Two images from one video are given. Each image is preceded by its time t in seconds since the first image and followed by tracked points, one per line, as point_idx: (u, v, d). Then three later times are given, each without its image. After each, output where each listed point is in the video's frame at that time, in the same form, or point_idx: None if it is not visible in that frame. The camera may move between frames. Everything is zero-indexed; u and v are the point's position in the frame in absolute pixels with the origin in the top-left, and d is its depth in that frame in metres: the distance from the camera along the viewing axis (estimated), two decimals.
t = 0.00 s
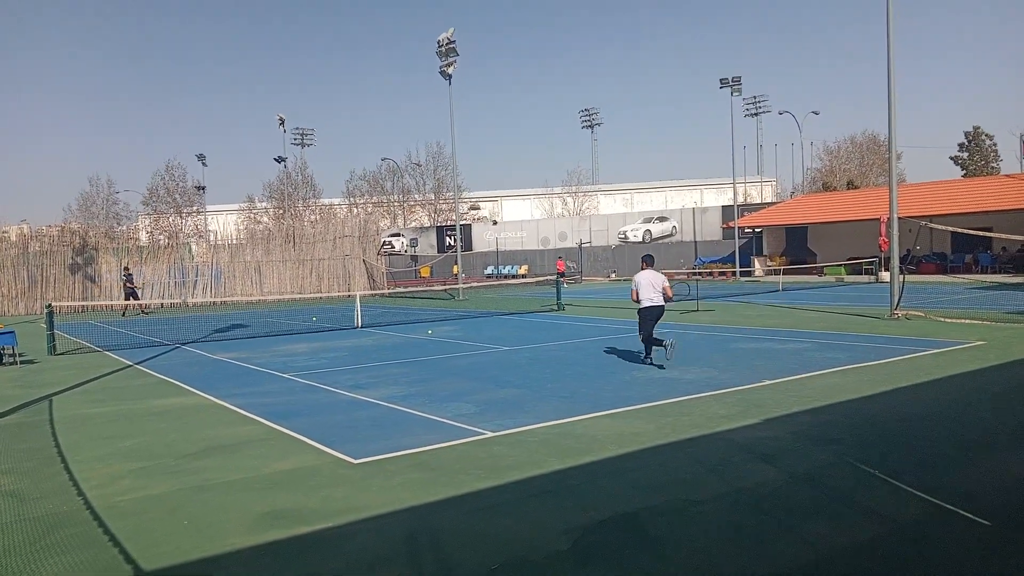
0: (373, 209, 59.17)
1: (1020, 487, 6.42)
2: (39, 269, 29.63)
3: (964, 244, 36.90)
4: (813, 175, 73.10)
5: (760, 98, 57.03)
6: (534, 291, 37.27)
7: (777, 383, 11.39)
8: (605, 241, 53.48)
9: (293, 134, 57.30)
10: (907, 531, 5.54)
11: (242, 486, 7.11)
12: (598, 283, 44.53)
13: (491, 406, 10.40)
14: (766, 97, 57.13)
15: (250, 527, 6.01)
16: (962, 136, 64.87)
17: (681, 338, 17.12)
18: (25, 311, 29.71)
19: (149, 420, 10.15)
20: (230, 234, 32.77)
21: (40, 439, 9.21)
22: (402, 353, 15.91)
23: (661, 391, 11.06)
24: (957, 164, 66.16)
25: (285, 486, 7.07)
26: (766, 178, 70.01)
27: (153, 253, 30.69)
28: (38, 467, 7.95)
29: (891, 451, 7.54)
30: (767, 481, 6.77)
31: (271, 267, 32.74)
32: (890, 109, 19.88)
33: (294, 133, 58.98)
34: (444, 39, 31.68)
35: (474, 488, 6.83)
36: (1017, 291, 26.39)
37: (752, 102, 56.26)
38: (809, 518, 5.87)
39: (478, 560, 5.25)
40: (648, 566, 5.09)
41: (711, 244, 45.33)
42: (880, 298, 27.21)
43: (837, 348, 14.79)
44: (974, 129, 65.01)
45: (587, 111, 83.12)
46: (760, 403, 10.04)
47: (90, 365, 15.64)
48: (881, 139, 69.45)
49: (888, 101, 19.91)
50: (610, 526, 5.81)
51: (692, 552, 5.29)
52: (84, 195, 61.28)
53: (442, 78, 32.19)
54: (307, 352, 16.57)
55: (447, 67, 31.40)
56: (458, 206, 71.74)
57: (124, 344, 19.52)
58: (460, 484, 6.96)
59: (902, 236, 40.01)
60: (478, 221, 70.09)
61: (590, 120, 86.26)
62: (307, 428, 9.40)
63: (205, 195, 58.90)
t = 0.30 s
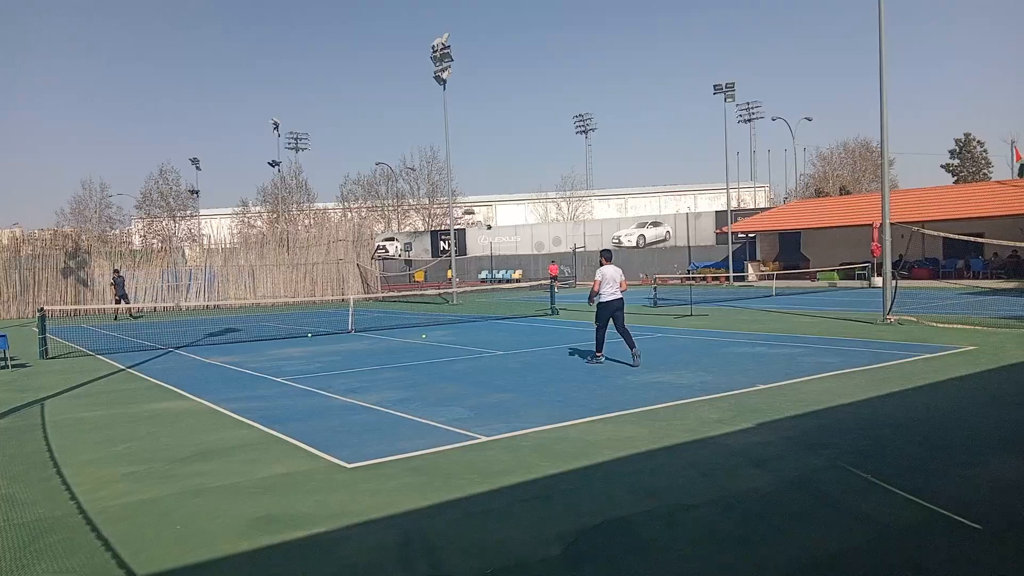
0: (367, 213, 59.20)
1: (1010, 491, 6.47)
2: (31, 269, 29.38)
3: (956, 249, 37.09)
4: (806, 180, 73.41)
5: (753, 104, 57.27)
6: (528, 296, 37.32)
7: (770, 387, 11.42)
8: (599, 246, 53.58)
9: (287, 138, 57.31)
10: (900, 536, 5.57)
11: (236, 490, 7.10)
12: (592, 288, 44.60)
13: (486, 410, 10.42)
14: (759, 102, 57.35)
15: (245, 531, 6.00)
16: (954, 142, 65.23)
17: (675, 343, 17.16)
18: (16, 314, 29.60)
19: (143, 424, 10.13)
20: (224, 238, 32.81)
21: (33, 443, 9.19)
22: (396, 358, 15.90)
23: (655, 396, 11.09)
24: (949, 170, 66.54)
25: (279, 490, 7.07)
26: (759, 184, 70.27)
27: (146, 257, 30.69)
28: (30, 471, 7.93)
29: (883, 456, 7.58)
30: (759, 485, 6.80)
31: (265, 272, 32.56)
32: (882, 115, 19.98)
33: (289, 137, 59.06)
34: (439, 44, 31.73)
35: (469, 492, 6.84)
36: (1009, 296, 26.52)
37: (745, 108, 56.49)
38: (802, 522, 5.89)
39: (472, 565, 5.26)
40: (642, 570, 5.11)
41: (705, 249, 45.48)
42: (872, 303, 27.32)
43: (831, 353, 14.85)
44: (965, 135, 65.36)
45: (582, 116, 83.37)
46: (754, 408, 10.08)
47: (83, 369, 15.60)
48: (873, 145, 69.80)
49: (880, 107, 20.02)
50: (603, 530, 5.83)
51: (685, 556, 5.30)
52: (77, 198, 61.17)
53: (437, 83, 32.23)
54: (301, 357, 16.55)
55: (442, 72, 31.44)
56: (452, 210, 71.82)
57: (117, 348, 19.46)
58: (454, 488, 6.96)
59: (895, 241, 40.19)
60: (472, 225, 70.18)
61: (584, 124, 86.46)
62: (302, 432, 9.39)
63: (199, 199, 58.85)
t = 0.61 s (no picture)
0: (358, 216, 59.07)
1: (999, 493, 6.51)
2: (19, 272, 29.24)
3: (945, 252, 37.31)
4: (796, 184, 73.73)
5: (743, 108, 57.57)
6: (520, 299, 37.29)
7: (760, 390, 11.47)
8: (591, 249, 53.65)
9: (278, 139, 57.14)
10: (889, 537, 5.60)
11: (226, 492, 7.07)
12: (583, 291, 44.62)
13: (477, 412, 10.41)
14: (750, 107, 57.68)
15: (234, 534, 5.97)
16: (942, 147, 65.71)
17: (666, 345, 17.21)
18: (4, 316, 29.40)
19: (131, 426, 10.06)
20: (214, 240, 32.61)
21: (20, 446, 9.12)
22: (386, 360, 15.86)
23: (647, 398, 11.11)
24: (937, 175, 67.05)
25: (269, 493, 7.04)
26: (750, 187, 70.58)
27: (136, 259, 30.60)
28: (18, 473, 7.87)
29: (872, 457, 7.62)
30: (751, 487, 6.82)
31: (255, 274, 32.46)
32: (871, 118, 20.11)
33: (280, 139, 58.91)
34: (430, 46, 31.73)
35: (461, 495, 6.83)
36: (997, 299, 26.69)
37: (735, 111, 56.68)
38: (792, 523, 5.92)
39: (464, 567, 5.25)
40: (633, 570, 5.13)
41: (696, 252, 45.60)
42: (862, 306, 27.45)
43: (820, 355, 14.92)
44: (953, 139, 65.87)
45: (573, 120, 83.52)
46: (744, 410, 10.11)
47: (71, 371, 15.48)
48: (863, 149, 70.23)
49: (869, 111, 20.14)
50: (595, 532, 5.84)
51: (675, 558, 5.32)
52: (65, 200, 60.76)
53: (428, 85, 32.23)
54: (292, 359, 16.48)
55: (434, 74, 31.42)
56: (443, 213, 71.75)
57: (105, 350, 19.33)
58: (446, 491, 6.95)
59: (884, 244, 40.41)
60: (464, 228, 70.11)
61: (575, 128, 86.53)
62: (292, 435, 9.36)
63: (189, 201, 58.58)
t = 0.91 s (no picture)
0: (361, 211, 59.08)
1: (1004, 489, 6.49)
2: (21, 267, 29.28)
3: (948, 247, 37.26)
4: (798, 179, 73.61)
5: (747, 103, 57.44)
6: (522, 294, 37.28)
7: (762, 385, 11.45)
8: (593, 244, 53.62)
9: (280, 135, 57.16)
10: (892, 533, 5.60)
11: (229, 488, 7.08)
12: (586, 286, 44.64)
13: (479, 408, 10.42)
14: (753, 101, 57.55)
15: (237, 530, 5.98)
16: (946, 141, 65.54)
17: (668, 341, 17.21)
18: (8, 312, 29.48)
19: (135, 422, 10.07)
20: (217, 235, 32.61)
21: (24, 441, 9.14)
22: (388, 356, 15.87)
23: (650, 393, 11.12)
24: (940, 169, 66.92)
25: (272, 489, 7.05)
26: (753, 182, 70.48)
27: (139, 255, 30.59)
28: (22, 469, 7.89)
29: (876, 453, 7.60)
30: (755, 483, 6.81)
31: (258, 270, 32.49)
32: (874, 112, 20.05)
33: (282, 134, 58.88)
34: (432, 41, 31.68)
35: (463, 491, 6.83)
36: (1001, 294, 26.62)
37: (738, 106, 56.55)
38: (795, 519, 5.91)
39: (466, 563, 5.26)
40: (636, 567, 5.13)
41: (699, 247, 45.55)
42: (865, 301, 27.39)
43: (823, 350, 14.92)
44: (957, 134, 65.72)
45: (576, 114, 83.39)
46: (746, 405, 10.11)
47: (74, 367, 15.50)
48: (866, 143, 70.08)
49: (873, 104, 20.09)
50: (598, 528, 5.84)
51: (677, 553, 5.33)
52: (68, 195, 60.81)
53: (431, 80, 32.17)
54: (295, 355, 16.49)
55: (436, 68, 31.38)
56: (446, 208, 71.74)
57: (108, 346, 19.35)
58: (449, 486, 6.97)
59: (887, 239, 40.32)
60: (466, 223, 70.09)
61: (578, 123, 86.41)
62: (295, 430, 9.37)
63: (191, 196, 58.63)
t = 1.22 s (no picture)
0: (359, 215, 59.09)
1: (1005, 491, 6.46)
2: (20, 272, 29.24)
3: (946, 249, 37.31)
4: (796, 181, 73.72)
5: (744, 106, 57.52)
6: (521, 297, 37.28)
7: (761, 388, 11.44)
8: (591, 247, 53.64)
9: (278, 139, 57.17)
10: (892, 535, 5.59)
11: (228, 493, 7.07)
12: (584, 289, 44.64)
13: (479, 411, 10.40)
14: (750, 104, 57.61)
15: (236, 534, 5.97)
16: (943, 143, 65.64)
17: (667, 343, 17.21)
18: (6, 316, 29.43)
19: (133, 427, 10.05)
20: (216, 239, 32.64)
21: (23, 446, 9.13)
22: (387, 359, 15.86)
23: (649, 396, 11.12)
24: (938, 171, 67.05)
25: (270, 493, 7.03)
26: (751, 185, 70.55)
27: (137, 259, 30.56)
28: (21, 474, 7.87)
29: (877, 456, 7.59)
30: (755, 485, 6.81)
31: (256, 274, 32.50)
32: (872, 115, 20.07)
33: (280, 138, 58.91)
34: (430, 44, 31.71)
35: (462, 494, 6.81)
36: (999, 296, 26.63)
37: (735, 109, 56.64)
38: (795, 522, 5.90)
39: (465, 566, 5.24)
40: (635, 569, 5.13)
41: (697, 249, 45.59)
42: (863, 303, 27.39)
43: (822, 352, 14.93)
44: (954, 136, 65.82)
45: (574, 118, 83.54)
46: (746, 408, 10.10)
47: (72, 372, 15.47)
48: (863, 145, 70.20)
49: (870, 107, 20.11)
50: (598, 531, 5.82)
51: (678, 556, 5.31)
52: (66, 200, 60.77)
53: (428, 84, 32.20)
54: (293, 359, 16.45)
55: (433, 73, 31.43)
56: (444, 212, 71.75)
57: (107, 350, 19.32)
58: (448, 490, 6.96)
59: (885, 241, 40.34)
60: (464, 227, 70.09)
61: (576, 126, 86.53)
62: (293, 434, 9.35)
63: (190, 201, 58.64)
